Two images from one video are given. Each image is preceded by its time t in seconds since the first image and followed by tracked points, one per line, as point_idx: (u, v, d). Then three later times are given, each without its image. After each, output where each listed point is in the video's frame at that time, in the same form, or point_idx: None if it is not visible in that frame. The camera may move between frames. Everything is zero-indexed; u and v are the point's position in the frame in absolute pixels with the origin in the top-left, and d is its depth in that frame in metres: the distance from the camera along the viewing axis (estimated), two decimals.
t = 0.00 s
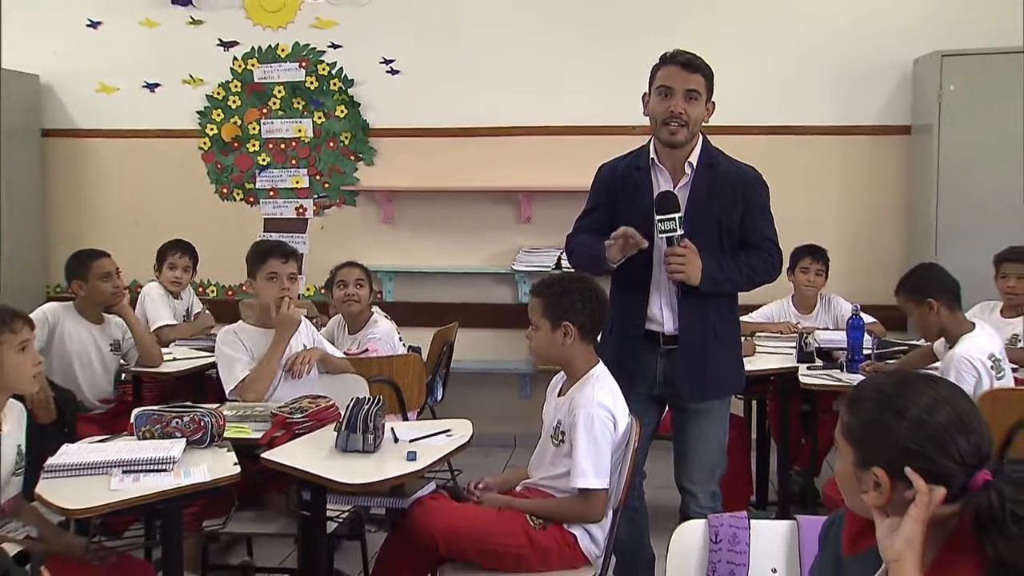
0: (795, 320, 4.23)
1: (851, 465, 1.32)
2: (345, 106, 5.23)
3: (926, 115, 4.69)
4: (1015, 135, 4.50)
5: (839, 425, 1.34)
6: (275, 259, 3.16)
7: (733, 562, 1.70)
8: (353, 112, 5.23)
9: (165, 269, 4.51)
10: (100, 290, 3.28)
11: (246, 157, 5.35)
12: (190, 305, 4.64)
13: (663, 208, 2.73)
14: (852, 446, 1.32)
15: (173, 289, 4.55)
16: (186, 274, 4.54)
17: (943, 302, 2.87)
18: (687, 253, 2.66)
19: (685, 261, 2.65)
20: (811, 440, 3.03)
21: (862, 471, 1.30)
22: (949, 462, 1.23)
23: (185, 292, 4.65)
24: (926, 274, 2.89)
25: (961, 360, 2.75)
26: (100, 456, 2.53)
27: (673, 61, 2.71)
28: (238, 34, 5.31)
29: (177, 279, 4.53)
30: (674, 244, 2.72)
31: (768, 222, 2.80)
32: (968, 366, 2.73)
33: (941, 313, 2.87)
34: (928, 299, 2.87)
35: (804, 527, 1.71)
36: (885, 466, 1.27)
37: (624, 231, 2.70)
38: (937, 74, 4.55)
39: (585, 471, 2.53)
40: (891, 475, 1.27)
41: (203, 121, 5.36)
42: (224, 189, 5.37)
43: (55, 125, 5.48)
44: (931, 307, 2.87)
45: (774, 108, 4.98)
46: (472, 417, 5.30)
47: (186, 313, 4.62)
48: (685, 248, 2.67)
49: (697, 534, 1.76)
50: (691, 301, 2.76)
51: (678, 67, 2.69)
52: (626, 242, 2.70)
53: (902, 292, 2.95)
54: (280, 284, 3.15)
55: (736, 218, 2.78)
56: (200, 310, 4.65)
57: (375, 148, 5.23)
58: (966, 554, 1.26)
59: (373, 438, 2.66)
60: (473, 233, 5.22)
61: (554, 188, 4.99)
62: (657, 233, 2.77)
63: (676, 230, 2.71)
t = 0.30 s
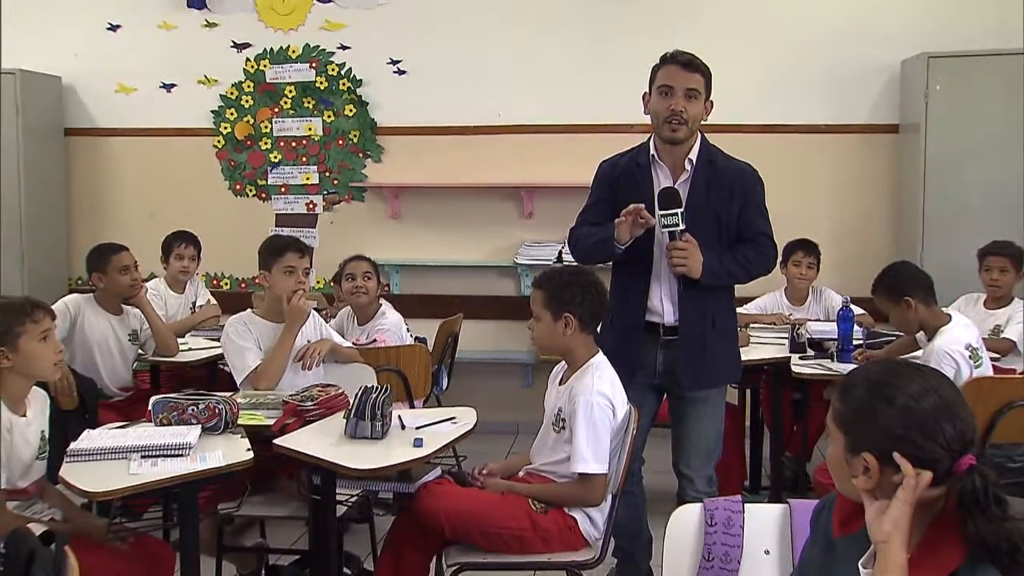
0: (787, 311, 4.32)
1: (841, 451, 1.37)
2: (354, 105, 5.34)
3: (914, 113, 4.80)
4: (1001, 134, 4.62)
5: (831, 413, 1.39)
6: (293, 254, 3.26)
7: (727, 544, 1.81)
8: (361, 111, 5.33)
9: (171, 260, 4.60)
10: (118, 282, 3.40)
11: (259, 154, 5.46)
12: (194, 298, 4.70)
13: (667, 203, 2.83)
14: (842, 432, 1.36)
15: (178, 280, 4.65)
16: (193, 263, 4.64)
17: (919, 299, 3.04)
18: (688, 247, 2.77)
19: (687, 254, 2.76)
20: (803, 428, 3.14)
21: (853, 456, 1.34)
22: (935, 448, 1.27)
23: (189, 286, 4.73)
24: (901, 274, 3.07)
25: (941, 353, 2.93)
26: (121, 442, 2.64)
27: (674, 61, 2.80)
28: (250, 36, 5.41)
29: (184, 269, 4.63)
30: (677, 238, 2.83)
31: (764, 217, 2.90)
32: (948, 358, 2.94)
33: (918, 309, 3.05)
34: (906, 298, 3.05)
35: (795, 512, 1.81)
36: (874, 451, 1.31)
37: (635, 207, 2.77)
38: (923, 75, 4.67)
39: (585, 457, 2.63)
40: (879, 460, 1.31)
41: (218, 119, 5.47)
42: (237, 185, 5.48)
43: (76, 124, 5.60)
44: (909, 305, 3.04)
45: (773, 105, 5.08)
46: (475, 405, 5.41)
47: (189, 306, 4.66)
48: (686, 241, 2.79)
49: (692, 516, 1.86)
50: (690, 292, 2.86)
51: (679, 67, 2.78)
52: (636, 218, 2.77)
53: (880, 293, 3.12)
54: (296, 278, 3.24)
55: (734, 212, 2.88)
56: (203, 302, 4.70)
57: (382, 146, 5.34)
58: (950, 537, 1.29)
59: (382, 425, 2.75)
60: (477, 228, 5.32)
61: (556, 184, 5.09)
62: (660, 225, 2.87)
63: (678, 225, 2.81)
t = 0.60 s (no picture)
0: (782, 304, 4.41)
1: (834, 438, 1.42)
2: (362, 105, 5.44)
3: (903, 112, 4.90)
4: (989, 133, 4.75)
5: (823, 401, 1.44)
6: (302, 250, 3.32)
7: (722, 527, 1.90)
8: (369, 110, 5.43)
9: (187, 253, 4.70)
10: (136, 276, 3.50)
11: (270, 152, 5.56)
12: (213, 289, 4.82)
13: (668, 198, 2.93)
14: (834, 420, 1.41)
15: (197, 273, 4.76)
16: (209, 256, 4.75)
17: (903, 294, 3.21)
18: (688, 241, 2.85)
19: (687, 249, 2.85)
20: (796, 415, 3.23)
21: (844, 443, 1.40)
22: (923, 434, 1.32)
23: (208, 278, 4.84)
24: (885, 270, 3.24)
25: (925, 343, 3.11)
26: (139, 428, 2.75)
27: (675, 60, 2.88)
28: (261, 37, 5.51)
29: (201, 262, 4.74)
30: (676, 232, 2.92)
31: (759, 213, 2.99)
32: (933, 349, 3.11)
33: (903, 303, 3.22)
34: (890, 293, 3.22)
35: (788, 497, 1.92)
36: (864, 437, 1.36)
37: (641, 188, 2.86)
38: (911, 76, 4.77)
39: (585, 444, 2.73)
40: (870, 446, 1.36)
41: (231, 119, 5.58)
42: (250, 182, 5.59)
43: (96, 123, 5.71)
44: (894, 300, 3.21)
45: (773, 104, 5.17)
46: (479, 395, 5.52)
47: (208, 298, 4.78)
48: (686, 236, 2.86)
49: (689, 502, 1.97)
50: (690, 286, 2.95)
51: (680, 66, 2.86)
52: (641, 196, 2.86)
53: (866, 289, 3.29)
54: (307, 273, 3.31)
55: (731, 208, 2.97)
56: (221, 293, 4.82)
57: (390, 144, 5.44)
58: (937, 519, 1.33)
59: (389, 413, 2.84)
60: (481, 223, 5.42)
61: (558, 181, 5.19)
62: (660, 221, 2.97)
63: (678, 220, 2.91)
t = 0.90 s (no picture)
0: (774, 296, 4.51)
1: (826, 424, 1.46)
2: (368, 103, 5.54)
3: (892, 110, 5.01)
4: (977, 132, 4.89)
5: (816, 390, 1.48)
6: (306, 242, 3.38)
7: (717, 512, 1.98)
8: (376, 108, 5.53)
9: (209, 246, 4.82)
10: (151, 268, 3.63)
11: (280, 150, 5.66)
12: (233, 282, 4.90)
13: (671, 186, 3.03)
14: (827, 407, 1.46)
15: (218, 266, 4.87)
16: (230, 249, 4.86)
17: (894, 285, 3.34)
18: (689, 228, 2.96)
19: (687, 235, 2.95)
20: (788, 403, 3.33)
21: (836, 429, 1.44)
22: (911, 421, 1.37)
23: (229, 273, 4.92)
24: (876, 263, 3.37)
25: (914, 334, 3.21)
26: (154, 416, 2.83)
27: (688, 57, 2.92)
28: (271, 38, 5.61)
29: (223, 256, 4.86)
30: (679, 220, 3.04)
31: (756, 207, 3.08)
32: (921, 340, 3.21)
33: (893, 294, 3.35)
34: (881, 284, 3.35)
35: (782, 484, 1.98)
36: (855, 424, 1.41)
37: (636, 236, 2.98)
38: (899, 76, 4.91)
39: (585, 432, 2.78)
40: (861, 432, 1.40)
41: (242, 117, 5.68)
42: (261, 178, 5.70)
43: (112, 121, 5.82)
44: (884, 291, 3.34)
45: (774, 102, 5.26)
46: (482, 384, 5.63)
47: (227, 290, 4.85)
48: (687, 224, 2.97)
49: (686, 489, 2.07)
50: (689, 276, 3.04)
51: (693, 63, 2.91)
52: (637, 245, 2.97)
53: (858, 280, 3.43)
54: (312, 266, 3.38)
55: (731, 200, 3.06)
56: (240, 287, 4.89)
57: (395, 141, 5.54)
58: (924, 502, 1.37)
59: (394, 402, 2.87)
60: (484, 217, 5.52)
61: (560, 177, 5.29)
62: (664, 208, 3.08)
63: (681, 207, 3.03)
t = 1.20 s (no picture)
0: (769, 290, 4.60)
1: (817, 414, 1.49)
2: (374, 102, 5.64)
3: (882, 109, 5.11)
4: (971, 131, 4.98)
5: (807, 380, 1.51)
6: (313, 239, 3.42)
7: (713, 498, 2.05)
8: (381, 108, 5.63)
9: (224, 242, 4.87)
10: (163, 263, 3.72)
11: (289, 148, 5.75)
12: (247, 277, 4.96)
13: (669, 178, 3.13)
14: (817, 397, 1.48)
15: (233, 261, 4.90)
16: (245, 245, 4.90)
17: (890, 277, 3.43)
18: (687, 219, 3.05)
19: (685, 226, 3.04)
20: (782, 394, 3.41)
21: (826, 419, 1.47)
22: (900, 410, 1.40)
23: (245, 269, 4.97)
24: (873, 255, 3.46)
25: (907, 324, 3.31)
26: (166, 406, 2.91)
27: (684, 61, 3.00)
28: (279, 40, 5.71)
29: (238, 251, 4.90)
30: (677, 211, 3.12)
31: (753, 206, 3.17)
32: (913, 330, 3.31)
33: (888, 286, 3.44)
34: (877, 275, 3.44)
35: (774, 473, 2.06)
36: (846, 413, 1.44)
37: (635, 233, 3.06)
38: (889, 77, 5.01)
39: (585, 421, 2.84)
40: (852, 421, 1.43)
41: (251, 117, 5.78)
42: (270, 175, 5.79)
43: (128, 121, 5.92)
44: (880, 282, 3.43)
45: (774, 102, 5.35)
46: (484, 375, 5.73)
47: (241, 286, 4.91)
48: (684, 215, 3.07)
49: (683, 474, 2.11)
50: (686, 269, 3.14)
51: (689, 67, 2.99)
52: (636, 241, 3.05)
53: (855, 270, 3.51)
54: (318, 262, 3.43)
55: (729, 198, 3.15)
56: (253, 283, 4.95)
57: (400, 139, 5.64)
58: (912, 488, 1.41)
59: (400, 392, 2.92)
60: (487, 213, 5.61)
61: (561, 175, 5.38)
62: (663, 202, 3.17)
63: (678, 199, 3.12)
